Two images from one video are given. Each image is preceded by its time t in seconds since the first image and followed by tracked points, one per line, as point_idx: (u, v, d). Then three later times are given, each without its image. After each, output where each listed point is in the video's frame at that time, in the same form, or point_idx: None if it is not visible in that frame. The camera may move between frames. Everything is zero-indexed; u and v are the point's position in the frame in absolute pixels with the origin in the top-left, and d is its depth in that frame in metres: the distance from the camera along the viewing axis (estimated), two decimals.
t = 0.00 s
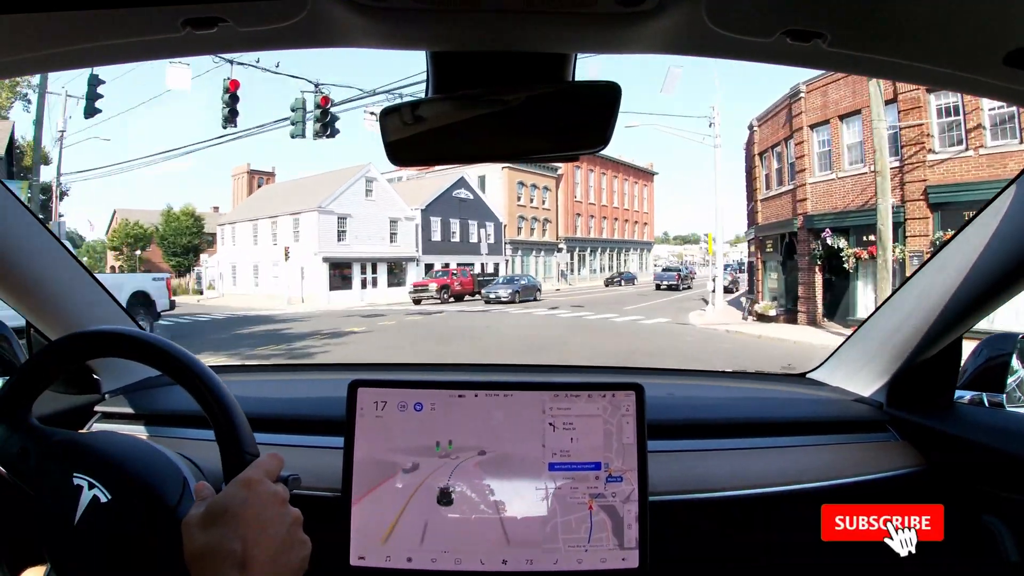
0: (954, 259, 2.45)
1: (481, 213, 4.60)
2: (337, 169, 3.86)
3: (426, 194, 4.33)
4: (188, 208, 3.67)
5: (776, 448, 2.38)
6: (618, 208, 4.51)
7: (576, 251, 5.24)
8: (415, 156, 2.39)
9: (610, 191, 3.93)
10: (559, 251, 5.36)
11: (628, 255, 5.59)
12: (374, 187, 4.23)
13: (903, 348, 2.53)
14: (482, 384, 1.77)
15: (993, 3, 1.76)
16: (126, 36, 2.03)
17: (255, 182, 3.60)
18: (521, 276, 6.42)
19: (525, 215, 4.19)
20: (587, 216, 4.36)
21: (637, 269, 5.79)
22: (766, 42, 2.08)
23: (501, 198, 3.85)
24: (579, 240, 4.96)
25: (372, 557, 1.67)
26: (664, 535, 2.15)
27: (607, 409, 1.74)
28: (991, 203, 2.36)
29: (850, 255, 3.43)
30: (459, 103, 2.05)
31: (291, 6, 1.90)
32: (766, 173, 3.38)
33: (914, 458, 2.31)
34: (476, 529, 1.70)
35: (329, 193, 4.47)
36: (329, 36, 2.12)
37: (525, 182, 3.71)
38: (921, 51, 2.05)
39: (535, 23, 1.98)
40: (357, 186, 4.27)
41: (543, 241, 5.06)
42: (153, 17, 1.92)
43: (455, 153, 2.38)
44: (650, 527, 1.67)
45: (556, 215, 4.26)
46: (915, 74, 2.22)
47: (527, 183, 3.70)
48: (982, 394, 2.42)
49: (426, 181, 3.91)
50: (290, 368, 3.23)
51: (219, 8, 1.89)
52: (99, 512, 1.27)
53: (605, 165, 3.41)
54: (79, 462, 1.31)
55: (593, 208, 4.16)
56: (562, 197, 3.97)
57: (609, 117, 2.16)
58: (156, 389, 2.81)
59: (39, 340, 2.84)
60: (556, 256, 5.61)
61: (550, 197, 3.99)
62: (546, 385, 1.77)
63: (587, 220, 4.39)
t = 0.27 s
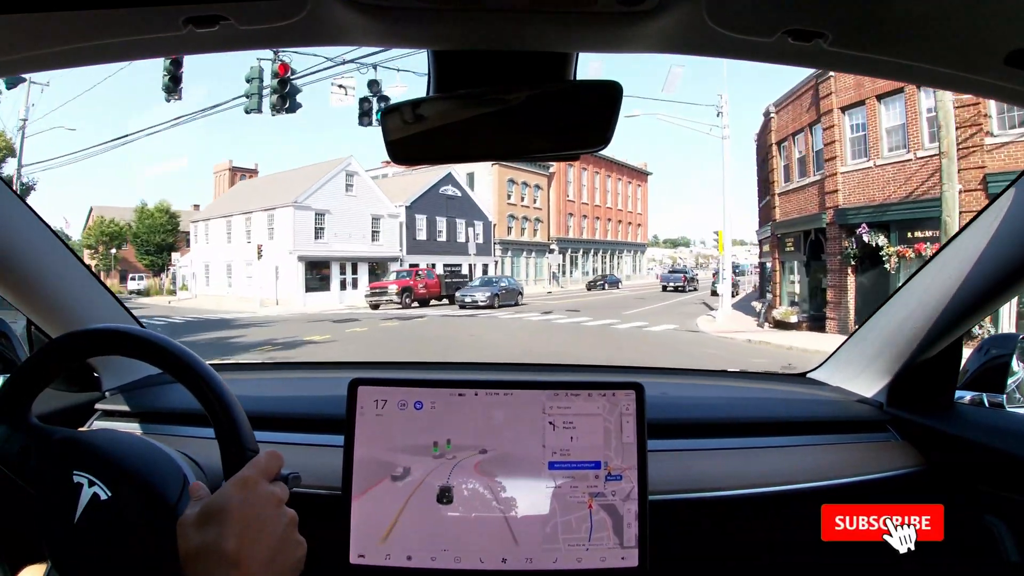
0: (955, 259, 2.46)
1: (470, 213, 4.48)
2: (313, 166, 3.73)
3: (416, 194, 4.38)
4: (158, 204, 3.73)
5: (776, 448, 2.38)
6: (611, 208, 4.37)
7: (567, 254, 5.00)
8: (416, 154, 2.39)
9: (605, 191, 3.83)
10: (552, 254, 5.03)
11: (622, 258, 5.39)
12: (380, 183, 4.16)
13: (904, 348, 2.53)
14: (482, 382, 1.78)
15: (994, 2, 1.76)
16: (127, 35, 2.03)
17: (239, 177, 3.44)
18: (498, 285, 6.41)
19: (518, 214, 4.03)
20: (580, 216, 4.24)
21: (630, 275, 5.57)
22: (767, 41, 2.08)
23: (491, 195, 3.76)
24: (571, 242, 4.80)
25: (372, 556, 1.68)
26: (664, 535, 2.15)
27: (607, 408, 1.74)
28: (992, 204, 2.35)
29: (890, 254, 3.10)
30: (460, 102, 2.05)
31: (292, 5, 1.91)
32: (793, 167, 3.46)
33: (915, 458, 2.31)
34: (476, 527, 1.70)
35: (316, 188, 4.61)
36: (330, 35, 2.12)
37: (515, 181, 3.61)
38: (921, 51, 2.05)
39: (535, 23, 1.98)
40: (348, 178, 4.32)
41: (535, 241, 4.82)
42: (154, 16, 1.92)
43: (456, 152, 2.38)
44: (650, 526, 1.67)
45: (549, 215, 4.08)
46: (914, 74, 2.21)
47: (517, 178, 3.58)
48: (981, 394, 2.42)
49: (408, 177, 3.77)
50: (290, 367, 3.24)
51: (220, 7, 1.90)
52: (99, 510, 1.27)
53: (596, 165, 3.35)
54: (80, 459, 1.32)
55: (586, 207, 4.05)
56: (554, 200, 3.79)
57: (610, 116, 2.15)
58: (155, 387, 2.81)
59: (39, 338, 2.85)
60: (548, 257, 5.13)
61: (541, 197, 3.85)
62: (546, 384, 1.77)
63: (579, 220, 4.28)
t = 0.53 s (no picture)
0: (954, 260, 2.45)
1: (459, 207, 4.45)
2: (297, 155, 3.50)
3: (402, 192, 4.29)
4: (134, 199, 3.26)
5: (776, 449, 2.38)
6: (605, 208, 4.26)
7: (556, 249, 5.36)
8: (416, 156, 2.40)
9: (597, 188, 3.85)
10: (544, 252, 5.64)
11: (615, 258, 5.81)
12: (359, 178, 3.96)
13: (903, 350, 2.53)
14: (482, 385, 1.77)
15: (994, 3, 1.76)
16: (127, 36, 2.03)
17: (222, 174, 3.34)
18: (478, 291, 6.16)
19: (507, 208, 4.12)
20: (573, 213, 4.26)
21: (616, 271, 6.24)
22: (767, 44, 2.08)
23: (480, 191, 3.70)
24: (562, 240, 5.19)
25: (373, 558, 1.68)
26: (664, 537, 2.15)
27: (607, 411, 1.73)
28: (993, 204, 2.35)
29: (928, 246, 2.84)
30: (459, 104, 2.05)
31: (292, 6, 1.90)
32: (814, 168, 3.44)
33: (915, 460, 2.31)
34: (476, 530, 1.70)
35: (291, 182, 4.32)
36: (330, 37, 2.12)
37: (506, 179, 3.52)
38: (922, 53, 2.05)
39: (535, 25, 1.98)
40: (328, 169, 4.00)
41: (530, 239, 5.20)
42: (154, 18, 1.92)
43: (456, 154, 2.39)
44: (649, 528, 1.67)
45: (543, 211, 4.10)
46: (914, 75, 2.21)
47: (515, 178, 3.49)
48: (982, 395, 2.44)
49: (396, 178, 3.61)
50: (290, 369, 3.24)
51: (220, 8, 1.90)
52: (98, 513, 1.27)
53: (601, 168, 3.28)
54: (79, 461, 1.31)
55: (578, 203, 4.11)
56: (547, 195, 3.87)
57: (610, 118, 2.15)
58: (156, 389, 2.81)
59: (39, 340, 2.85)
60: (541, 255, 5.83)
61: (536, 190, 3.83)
62: (546, 386, 1.77)
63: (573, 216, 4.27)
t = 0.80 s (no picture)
0: (954, 259, 2.46)
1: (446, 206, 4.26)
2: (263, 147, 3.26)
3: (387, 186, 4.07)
4: (107, 192, 3.16)
5: (775, 448, 2.38)
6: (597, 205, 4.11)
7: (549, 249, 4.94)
8: (416, 154, 2.40)
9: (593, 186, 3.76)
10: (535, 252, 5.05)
11: (609, 258, 5.60)
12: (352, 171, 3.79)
13: (903, 349, 2.53)
14: (482, 383, 1.78)
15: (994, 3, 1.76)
16: (128, 34, 2.03)
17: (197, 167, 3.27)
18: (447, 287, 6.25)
19: (496, 207, 3.96)
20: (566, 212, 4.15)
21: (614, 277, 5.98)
22: (767, 43, 2.08)
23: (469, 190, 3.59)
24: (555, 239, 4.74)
25: (372, 555, 1.68)
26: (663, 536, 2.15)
27: (607, 409, 1.74)
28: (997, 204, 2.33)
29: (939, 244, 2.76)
30: (460, 102, 2.05)
31: (292, 4, 1.91)
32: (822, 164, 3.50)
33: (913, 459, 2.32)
34: (475, 527, 1.70)
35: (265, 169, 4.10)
36: (331, 35, 2.12)
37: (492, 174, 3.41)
38: (923, 52, 2.05)
39: (536, 23, 1.99)
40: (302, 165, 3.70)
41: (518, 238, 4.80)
42: (155, 15, 1.92)
43: (456, 152, 2.39)
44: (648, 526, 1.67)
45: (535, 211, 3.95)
46: (912, 75, 2.22)
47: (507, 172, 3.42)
48: (981, 394, 2.44)
49: (381, 170, 3.45)
50: (289, 367, 3.24)
51: (220, 6, 1.90)
52: (99, 509, 1.27)
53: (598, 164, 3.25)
54: (79, 457, 1.32)
55: (570, 203, 4.00)
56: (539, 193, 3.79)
57: (610, 116, 2.15)
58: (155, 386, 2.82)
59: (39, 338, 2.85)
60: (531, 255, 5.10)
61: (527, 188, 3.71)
62: (546, 384, 1.77)
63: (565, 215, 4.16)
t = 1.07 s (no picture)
0: (953, 260, 2.45)
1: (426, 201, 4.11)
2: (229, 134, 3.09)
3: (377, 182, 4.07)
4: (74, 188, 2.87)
5: (775, 448, 2.38)
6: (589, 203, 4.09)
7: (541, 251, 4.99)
8: (417, 153, 2.40)
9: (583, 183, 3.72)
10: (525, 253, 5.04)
11: (601, 258, 5.47)
12: (342, 161, 3.75)
13: (902, 351, 2.53)
14: (482, 382, 1.78)
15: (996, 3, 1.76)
16: (129, 33, 2.04)
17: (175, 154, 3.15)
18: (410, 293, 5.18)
19: (485, 203, 3.92)
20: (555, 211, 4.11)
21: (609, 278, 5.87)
22: (769, 43, 2.08)
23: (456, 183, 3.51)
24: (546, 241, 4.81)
25: (372, 554, 1.68)
26: (663, 535, 2.15)
27: (606, 408, 1.74)
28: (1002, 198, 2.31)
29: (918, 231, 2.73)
30: (461, 101, 2.05)
31: (294, 4, 1.91)
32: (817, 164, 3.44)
33: (915, 460, 2.31)
34: (476, 526, 1.70)
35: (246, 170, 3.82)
36: (333, 34, 2.12)
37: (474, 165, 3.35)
38: (923, 51, 2.04)
39: (538, 23, 1.99)
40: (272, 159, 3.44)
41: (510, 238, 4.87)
42: (157, 14, 1.93)
43: (456, 152, 2.38)
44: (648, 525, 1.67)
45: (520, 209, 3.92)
46: (911, 75, 2.22)
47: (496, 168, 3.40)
48: (981, 394, 2.46)
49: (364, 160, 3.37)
50: (290, 365, 3.24)
51: (222, 5, 1.90)
52: (100, 507, 1.28)
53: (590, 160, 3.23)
54: (82, 454, 1.32)
55: (562, 200, 3.94)
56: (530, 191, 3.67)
57: (612, 116, 2.15)
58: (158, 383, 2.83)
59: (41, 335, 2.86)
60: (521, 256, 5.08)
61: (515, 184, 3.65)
62: (546, 384, 1.77)
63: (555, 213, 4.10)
